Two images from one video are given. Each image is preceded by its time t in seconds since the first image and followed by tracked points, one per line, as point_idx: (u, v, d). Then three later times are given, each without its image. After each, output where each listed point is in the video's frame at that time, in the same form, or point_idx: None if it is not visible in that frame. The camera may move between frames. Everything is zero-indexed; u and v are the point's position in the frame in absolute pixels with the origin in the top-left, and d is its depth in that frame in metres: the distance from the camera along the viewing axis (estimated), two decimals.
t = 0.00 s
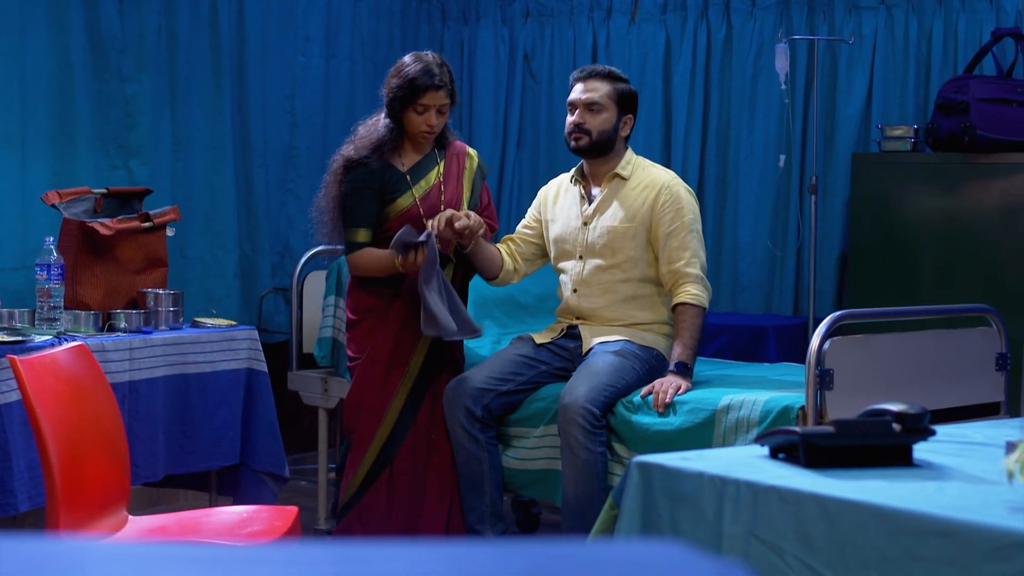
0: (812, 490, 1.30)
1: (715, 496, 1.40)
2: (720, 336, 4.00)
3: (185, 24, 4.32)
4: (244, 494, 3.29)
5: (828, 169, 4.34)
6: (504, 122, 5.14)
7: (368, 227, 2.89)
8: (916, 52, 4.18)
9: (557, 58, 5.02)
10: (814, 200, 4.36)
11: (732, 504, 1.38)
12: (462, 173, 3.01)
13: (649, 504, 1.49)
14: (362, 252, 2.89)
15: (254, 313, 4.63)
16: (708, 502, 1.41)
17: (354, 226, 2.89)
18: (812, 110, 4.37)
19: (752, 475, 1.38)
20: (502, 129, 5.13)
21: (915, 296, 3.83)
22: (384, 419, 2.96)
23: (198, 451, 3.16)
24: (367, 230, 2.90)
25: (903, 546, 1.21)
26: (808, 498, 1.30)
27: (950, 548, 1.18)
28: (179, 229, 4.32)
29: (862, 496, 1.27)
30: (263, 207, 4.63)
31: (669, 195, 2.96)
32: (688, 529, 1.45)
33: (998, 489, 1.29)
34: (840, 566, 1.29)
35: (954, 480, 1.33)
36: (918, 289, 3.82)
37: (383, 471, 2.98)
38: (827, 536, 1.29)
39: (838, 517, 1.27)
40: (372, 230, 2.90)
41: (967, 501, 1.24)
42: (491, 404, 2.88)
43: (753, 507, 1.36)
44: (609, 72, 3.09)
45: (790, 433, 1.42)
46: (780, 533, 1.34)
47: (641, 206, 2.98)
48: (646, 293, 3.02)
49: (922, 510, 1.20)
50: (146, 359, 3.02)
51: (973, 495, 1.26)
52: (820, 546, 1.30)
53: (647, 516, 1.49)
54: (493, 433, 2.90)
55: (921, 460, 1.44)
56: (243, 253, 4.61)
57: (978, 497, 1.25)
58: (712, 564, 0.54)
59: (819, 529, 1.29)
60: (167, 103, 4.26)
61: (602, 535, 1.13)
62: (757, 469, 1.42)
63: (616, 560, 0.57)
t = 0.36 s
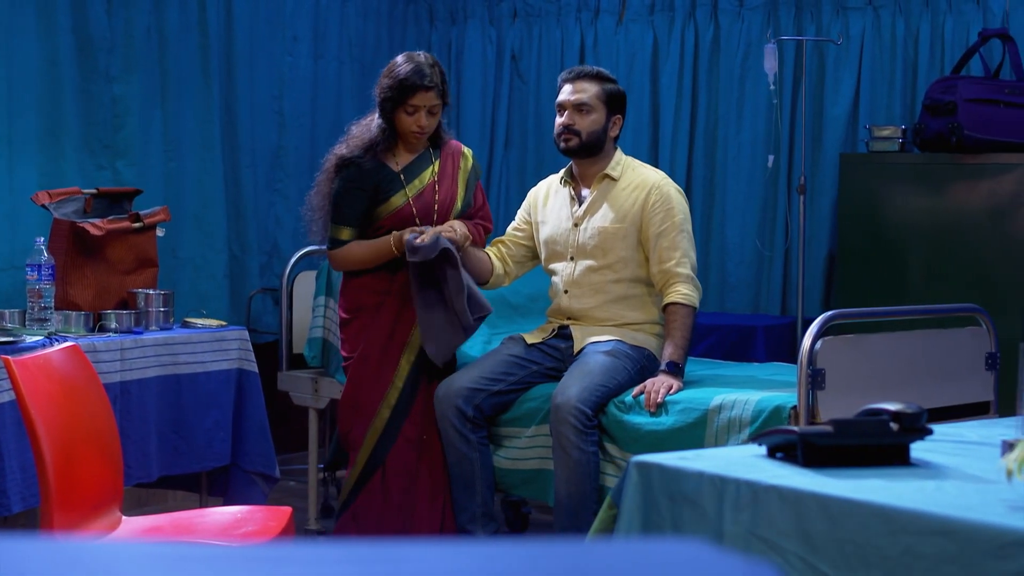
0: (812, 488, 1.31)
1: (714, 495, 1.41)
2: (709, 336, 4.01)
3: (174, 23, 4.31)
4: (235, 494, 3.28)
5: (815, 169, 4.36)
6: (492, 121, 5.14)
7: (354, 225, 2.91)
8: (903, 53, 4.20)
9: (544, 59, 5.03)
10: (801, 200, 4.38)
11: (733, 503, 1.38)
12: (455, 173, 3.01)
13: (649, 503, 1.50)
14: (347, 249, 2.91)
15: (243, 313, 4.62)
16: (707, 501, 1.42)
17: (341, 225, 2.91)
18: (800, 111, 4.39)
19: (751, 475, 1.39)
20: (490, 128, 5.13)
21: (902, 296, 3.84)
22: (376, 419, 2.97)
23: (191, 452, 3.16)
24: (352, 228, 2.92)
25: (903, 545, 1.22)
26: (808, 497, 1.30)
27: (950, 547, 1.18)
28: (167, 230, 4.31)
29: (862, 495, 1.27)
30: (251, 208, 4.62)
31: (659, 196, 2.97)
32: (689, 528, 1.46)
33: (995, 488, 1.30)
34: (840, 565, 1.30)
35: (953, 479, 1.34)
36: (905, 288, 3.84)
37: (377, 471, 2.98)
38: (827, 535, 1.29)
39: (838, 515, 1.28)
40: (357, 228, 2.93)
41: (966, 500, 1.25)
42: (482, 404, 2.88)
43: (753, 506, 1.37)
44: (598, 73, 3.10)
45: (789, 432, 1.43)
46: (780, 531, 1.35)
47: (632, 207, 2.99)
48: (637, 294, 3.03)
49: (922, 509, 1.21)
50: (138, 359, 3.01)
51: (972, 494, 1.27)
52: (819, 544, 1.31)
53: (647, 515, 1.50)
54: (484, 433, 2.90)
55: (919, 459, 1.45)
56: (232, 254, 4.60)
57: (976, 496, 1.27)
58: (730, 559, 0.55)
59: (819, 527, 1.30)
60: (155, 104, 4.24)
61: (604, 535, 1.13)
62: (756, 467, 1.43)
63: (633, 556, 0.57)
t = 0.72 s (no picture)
0: (814, 488, 1.32)
1: (717, 495, 1.41)
2: (702, 336, 4.02)
3: (166, 24, 4.30)
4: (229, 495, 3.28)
5: (806, 169, 4.37)
6: (483, 120, 5.14)
7: (346, 225, 2.91)
8: (893, 54, 4.22)
9: (535, 59, 5.03)
10: (791, 201, 4.39)
11: (736, 503, 1.39)
12: (444, 171, 3.02)
13: (652, 502, 1.50)
14: (340, 250, 2.91)
15: (234, 314, 4.61)
16: (711, 500, 1.42)
17: (333, 225, 2.90)
18: (791, 112, 4.41)
19: (754, 475, 1.39)
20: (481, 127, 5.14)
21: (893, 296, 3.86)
22: (368, 420, 2.95)
23: (186, 452, 3.15)
24: (345, 228, 2.91)
25: (906, 544, 1.23)
26: (811, 497, 1.31)
27: (953, 545, 1.19)
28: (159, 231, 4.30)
29: (864, 495, 1.28)
30: (243, 208, 4.62)
31: (652, 196, 2.98)
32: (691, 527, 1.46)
33: (996, 487, 1.31)
34: (843, 564, 1.31)
35: (955, 478, 1.35)
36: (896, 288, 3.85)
37: (370, 473, 2.95)
38: (830, 534, 1.30)
39: (841, 515, 1.28)
40: (350, 228, 2.92)
41: (968, 499, 1.26)
42: (477, 405, 2.88)
43: (756, 506, 1.37)
44: (589, 74, 3.11)
45: (790, 433, 1.44)
46: (782, 531, 1.35)
47: (624, 207, 3.00)
48: (630, 294, 3.03)
49: (925, 508, 1.22)
50: (132, 360, 3.01)
51: (973, 493, 1.28)
52: (822, 544, 1.31)
53: (650, 514, 1.51)
54: (479, 434, 2.90)
55: (919, 459, 1.46)
56: (225, 255, 4.60)
57: (978, 495, 1.27)
58: (742, 558, 0.56)
59: (822, 527, 1.31)
60: (146, 104, 4.24)
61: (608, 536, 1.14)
62: (758, 468, 1.43)
63: (648, 553, 0.58)
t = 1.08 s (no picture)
0: (823, 488, 1.32)
1: (725, 495, 1.42)
2: (698, 336, 4.03)
3: (162, 25, 4.30)
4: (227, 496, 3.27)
5: (801, 170, 4.38)
6: (478, 120, 5.14)
7: (343, 226, 2.91)
8: (888, 55, 4.23)
9: (530, 60, 5.04)
10: (786, 201, 4.40)
11: (744, 503, 1.39)
12: (441, 170, 3.02)
13: (659, 501, 1.50)
14: (336, 250, 2.91)
15: (230, 314, 4.61)
16: (719, 500, 1.43)
17: (330, 225, 2.91)
18: (786, 112, 4.41)
19: (762, 475, 1.39)
20: (476, 127, 5.14)
21: (888, 296, 3.86)
22: (367, 422, 2.95)
23: (185, 453, 3.15)
24: (341, 228, 2.92)
25: (916, 543, 1.24)
26: (820, 497, 1.31)
27: (962, 544, 1.20)
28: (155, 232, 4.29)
29: (873, 494, 1.29)
30: (239, 209, 4.62)
31: (651, 195, 2.98)
32: (698, 526, 1.46)
33: (1003, 486, 1.32)
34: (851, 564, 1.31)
35: (962, 478, 1.36)
36: (892, 288, 3.86)
37: (369, 474, 2.95)
38: (838, 534, 1.30)
39: (850, 514, 1.29)
40: (347, 228, 2.92)
41: (977, 498, 1.26)
42: (476, 405, 2.88)
43: (764, 506, 1.37)
44: (587, 75, 3.12)
45: (798, 432, 1.44)
46: (790, 531, 1.36)
47: (623, 207, 3.00)
48: (629, 294, 3.04)
49: (934, 507, 1.23)
50: (132, 360, 3.01)
51: (981, 492, 1.29)
52: (830, 544, 1.32)
53: (657, 513, 1.51)
54: (478, 434, 2.91)
55: (925, 459, 1.46)
56: (220, 255, 4.60)
57: (986, 494, 1.28)
58: (762, 558, 0.56)
59: (831, 527, 1.31)
60: (141, 105, 4.23)
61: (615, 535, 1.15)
62: (765, 467, 1.44)
63: (668, 553, 0.59)
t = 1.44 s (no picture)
0: (836, 488, 1.33)
1: (738, 495, 1.42)
2: (698, 336, 4.03)
3: (161, 26, 4.30)
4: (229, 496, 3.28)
5: (800, 171, 4.38)
6: (476, 121, 5.15)
7: (345, 228, 2.90)
8: (886, 57, 4.24)
9: (528, 61, 5.04)
10: (783, 202, 4.41)
11: (757, 503, 1.39)
12: (441, 172, 3.04)
13: (671, 500, 1.51)
14: (338, 253, 2.89)
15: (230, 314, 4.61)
16: (731, 501, 1.43)
17: (330, 227, 2.89)
18: (784, 114, 4.42)
19: (775, 475, 1.40)
20: (474, 128, 5.14)
21: (887, 297, 3.87)
22: (372, 423, 2.95)
23: (188, 454, 3.15)
24: (343, 231, 2.90)
25: (930, 543, 1.24)
26: (832, 497, 1.32)
27: (977, 544, 1.21)
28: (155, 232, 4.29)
29: (887, 494, 1.29)
30: (238, 209, 4.62)
31: (653, 196, 2.99)
32: (710, 526, 1.47)
33: (1014, 486, 1.33)
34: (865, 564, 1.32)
35: (972, 478, 1.36)
36: (890, 289, 3.86)
37: (374, 475, 2.96)
38: (852, 535, 1.31)
39: (864, 513, 1.29)
40: (347, 231, 2.90)
41: (990, 498, 1.27)
42: (479, 405, 2.89)
43: (777, 506, 1.38)
44: (590, 76, 3.12)
45: (809, 432, 1.45)
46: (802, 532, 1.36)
47: (625, 207, 3.01)
48: (631, 294, 3.04)
49: (948, 507, 1.23)
50: (135, 361, 3.01)
51: (994, 492, 1.30)
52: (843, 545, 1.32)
53: (669, 513, 1.51)
54: (480, 435, 2.91)
55: (936, 459, 1.47)
56: (219, 256, 4.60)
57: (999, 494, 1.29)
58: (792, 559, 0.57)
59: (843, 527, 1.31)
60: (141, 106, 4.23)
61: (625, 535, 1.15)
62: (776, 468, 1.44)
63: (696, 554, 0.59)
